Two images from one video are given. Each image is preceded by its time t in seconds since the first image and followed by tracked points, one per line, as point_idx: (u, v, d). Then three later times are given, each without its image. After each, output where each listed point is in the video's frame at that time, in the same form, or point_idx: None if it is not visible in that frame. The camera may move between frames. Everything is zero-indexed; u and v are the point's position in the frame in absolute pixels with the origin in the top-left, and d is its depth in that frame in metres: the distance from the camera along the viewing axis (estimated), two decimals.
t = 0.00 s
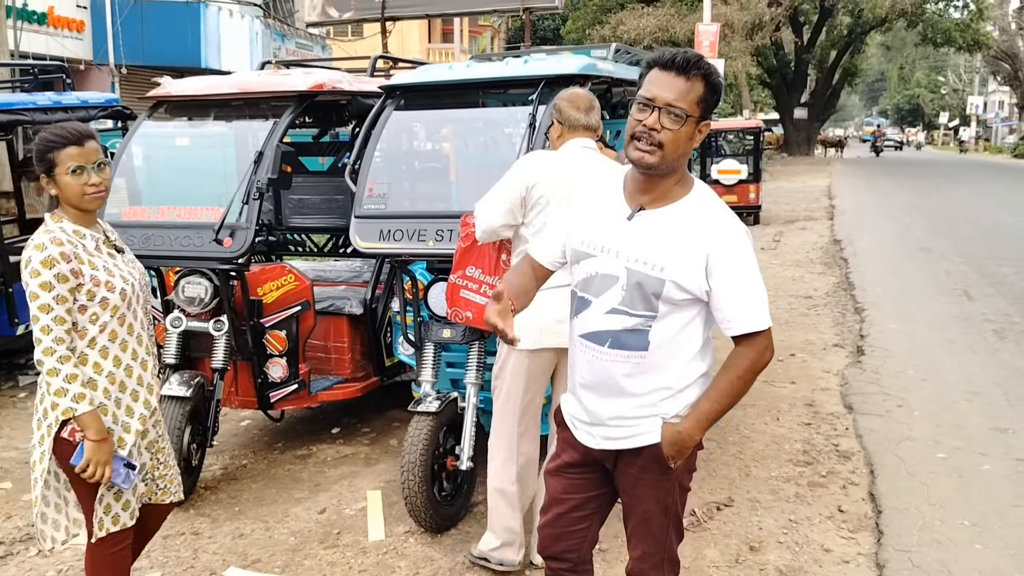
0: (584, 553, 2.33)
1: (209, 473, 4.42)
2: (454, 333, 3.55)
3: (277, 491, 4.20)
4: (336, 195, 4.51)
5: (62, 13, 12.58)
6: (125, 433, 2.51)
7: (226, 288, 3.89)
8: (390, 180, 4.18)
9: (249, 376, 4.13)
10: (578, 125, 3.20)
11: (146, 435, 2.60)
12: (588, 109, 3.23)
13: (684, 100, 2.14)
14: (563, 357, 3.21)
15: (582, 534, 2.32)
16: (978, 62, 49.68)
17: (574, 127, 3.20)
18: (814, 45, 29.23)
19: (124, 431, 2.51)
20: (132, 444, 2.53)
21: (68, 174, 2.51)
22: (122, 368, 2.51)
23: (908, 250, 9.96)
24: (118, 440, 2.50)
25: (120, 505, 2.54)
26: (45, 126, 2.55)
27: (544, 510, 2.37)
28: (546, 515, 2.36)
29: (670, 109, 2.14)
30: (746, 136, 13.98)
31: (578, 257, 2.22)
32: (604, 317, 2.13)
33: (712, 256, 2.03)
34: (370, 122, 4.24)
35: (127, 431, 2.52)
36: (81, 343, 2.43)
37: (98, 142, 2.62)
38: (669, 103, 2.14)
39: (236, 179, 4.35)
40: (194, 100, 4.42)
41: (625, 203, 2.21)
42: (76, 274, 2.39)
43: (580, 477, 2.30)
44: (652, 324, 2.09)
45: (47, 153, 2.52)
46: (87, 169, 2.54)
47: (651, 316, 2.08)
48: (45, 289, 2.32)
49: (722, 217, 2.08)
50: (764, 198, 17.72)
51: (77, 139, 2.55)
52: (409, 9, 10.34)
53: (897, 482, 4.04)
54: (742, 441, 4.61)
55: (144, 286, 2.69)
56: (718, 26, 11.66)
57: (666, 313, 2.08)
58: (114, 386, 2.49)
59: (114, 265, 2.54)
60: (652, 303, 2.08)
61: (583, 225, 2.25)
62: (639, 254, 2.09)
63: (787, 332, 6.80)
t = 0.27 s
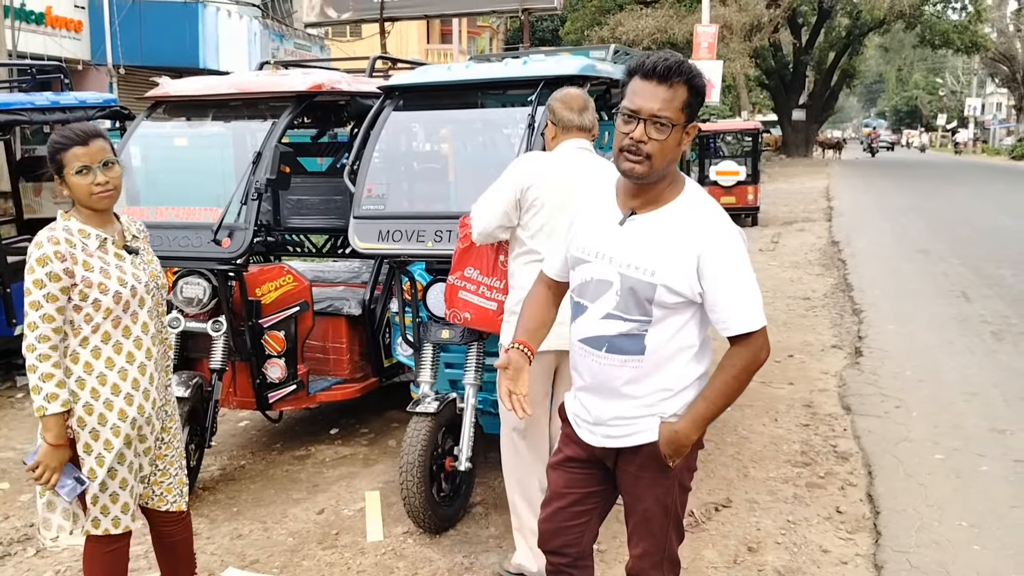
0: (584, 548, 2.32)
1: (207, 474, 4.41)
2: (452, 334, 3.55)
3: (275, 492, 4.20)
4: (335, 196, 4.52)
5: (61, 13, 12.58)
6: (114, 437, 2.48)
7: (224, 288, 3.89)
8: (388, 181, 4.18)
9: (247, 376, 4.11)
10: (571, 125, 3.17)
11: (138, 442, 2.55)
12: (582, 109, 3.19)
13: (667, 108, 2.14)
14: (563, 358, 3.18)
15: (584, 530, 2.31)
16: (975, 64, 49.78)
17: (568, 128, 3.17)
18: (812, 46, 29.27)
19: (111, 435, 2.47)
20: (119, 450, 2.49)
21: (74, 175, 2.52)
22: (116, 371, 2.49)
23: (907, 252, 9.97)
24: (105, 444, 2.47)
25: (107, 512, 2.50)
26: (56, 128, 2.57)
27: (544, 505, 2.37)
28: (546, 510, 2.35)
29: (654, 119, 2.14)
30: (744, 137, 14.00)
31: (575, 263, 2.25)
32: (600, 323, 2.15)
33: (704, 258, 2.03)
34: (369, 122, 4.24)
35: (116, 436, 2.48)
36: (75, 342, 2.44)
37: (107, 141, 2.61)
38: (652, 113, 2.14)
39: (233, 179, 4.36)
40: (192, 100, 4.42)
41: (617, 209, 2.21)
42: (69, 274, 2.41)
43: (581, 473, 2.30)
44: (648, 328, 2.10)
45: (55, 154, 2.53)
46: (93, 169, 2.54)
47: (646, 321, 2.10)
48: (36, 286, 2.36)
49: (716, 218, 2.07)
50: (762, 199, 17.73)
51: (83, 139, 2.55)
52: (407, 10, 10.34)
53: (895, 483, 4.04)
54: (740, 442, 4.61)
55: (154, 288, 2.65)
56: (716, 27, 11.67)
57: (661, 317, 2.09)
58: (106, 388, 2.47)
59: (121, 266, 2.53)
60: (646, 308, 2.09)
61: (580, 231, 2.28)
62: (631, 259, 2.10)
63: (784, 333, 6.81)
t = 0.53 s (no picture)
0: (590, 545, 2.32)
1: (206, 473, 4.41)
2: (452, 333, 3.54)
3: (275, 491, 4.20)
4: (334, 194, 4.51)
5: (60, 12, 12.56)
6: (110, 431, 2.47)
7: (224, 287, 3.89)
8: (388, 180, 4.18)
9: (247, 375, 4.09)
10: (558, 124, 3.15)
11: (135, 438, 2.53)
12: (569, 108, 3.16)
13: (627, 108, 2.14)
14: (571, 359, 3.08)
15: (589, 526, 2.31)
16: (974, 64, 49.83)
17: (556, 129, 3.15)
18: (810, 46, 29.30)
19: (104, 427, 2.46)
20: (114, 443, 2.48)
21: (92, 171, 2.56)
22: (118, 364, 2.49)
23: (905, 252, 9.98)
24: (102, 437, 2.46)
25: (100, 507, 2.49)
26: (72, 124, 2.61)
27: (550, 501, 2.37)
28: (552, 506, 2.35)
29: (615, 121, 2.14)
30: (744, 137, 14.01)
31: (576, 262, 2.25)
32: (600, 321, 2.16)
33: (700, 256, 2.02)
34: (368, 122, 4.24)
35: (112, 429, 2.47)
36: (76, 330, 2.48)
37: (124, 137, 2.66)
38: (612, 116, 2.15)
39: (233, 178, 4.37)
40: (192, 99, 4.41)
41: (616, 209, 2.22)
42: (73, 265, 2.46)
43: (585, 470, 2.30)
44: (647, 328, 2.10)
45: (74, 151, 2.58)
46: (110, 164, 2.57)
47: (645, 320, 2.10)
48: (35, 271, 2.43)
49: (713, 217, 2.06)
50: (761, 199, 17.74)
51: (101, 135, 2.59)
52: (406, 9, 10.34)
53: (894, 482, 4.05)
54: (740, 441, 4.61)
55: (167, 283, 2.63)
56: (715, 27, 11.68)
57: (659, 316, 2.09)
58: (105, 379, 2.47)
59: (130, 260, 2.53)
60: (644, 307, 2.09)
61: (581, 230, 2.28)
62: (629, 258, 2.10)
63: (784, 333, 6.81)
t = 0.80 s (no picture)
0: (592, 541, 2.32)
1: (207, 476, 4.41)
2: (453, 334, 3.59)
3: (276, 493, 4.20)
4: (335, 197, 4.47)
5: (62, 16, 12.58)
6: (106, 430, 2.47)
7: (225, 289, 3.90)
8: (389, 182, 4.19)
9: (248, 377, 4.11)
10: (541, 126, 3.04)
11: (133, 438, 2.53)
12: (554, 110, 3.05)
13: (599, 115, 2.15)
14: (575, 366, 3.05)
15: (588, 522, 2.31)
16: (973, 67, 49.91)
17: (543, 134, 3.06)
18: (810, 49, 29.36)
19: (103, 427, 2.47)
20: (110, 442, 2.48)
21: (108, 172, 2.58)
22: (119, 363, 2.50)
23: (906, 254, 9.99)
24: (98, 435, 2.47)
25: (94, 506, 2.49)
26: (89, 126, 2.64)
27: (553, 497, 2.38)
28: (553, 502, 2.35)
29: (588, 129, 2.16)
30: (743, 139, 14.03)
31: (579, 262, 2.26)
32: (598, 323, 2.17)
33: (693, 260, 2.00)
34: (369, 125, 4.24)
35: (108, 428, 2.47)
36: (84, 331, 2.51)
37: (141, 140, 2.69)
38: (586, 123, 2.16)
39: (235, 182, 4.35)
40: (194, 102, 4.43)
41: (616, 211, 2.22)
42: (82, 267, 2.50)
43: (587, 464, 2.31)
44: (643, 331, 2.11)
45: (89, 153, 2.59)
46: (127, 166, 2.60)
47: (641, 323, 2.10)
48: (50, 274, 2.49)
49: (709, 220, 2.04)
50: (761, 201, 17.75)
51: (118, 136, 2.62)
52: (407, 12, 10.37)
53: (897, 485, 4.05)
54: (741, 444, 4.62)
55: (174, 285, 2.64)
56: (715, 30, 11.70)
57: (655, 319, 2.09)
58: (105, 379, 2.48)
59: (134, 262, 2.54)
60: (639, 310, 2.09)
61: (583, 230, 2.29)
62: (625, 261, 2.10)
63: (784, 335, 6.82)
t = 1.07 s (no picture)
0: (626, 546, 2.38)
1: (216, 475, 4.43)
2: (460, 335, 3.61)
3: (284, 493, 4.22)
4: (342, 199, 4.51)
5: (71, 19, 12.69)
6: (123, 428, 2.49)
7: (234, 290, 3.93)
8: (396, 184, 4.22)
9: (256, 378, 4.13)
10: (537, 131, 3.06)
11: (149, 437, 2.54)
12: (547, 115, 3.05)
13: (626, 97, 2.15)
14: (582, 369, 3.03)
15: (616, 527, 2.37)
16: (986, 69, 49.61)
17: (539, 138, 3.07)
18: (820, 51, 29.26)
19: (121, 425, 2.49)
20: (127, 440, 2.50)
21: (126, 173, 2.59)
22: (135, 363, 2.51)
23: (917, 256, 9.94)
24: (115, 433, 2.49)
25: (113, 504, 2.51)
26: (104, 128, 2.65)
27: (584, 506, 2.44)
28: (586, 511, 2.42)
29: (614, 109, 2.15)
30: (752, 142, 13.99)
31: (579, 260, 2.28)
32: (596, 317, 2.19)
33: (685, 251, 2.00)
34: (376, 126, 4.25)
35: (125, 427, 2.49)
36: (100, 330, 2.53)
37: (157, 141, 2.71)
38: (612, 103, 2.16)
39: (243, 182, 4.39)
40: (202, 104, 4.46)
41: (614, 205, 2.24)
42: (97, 268, 2.51)
43: (602, 472, 2.35)
44: (638, 324, 2.11)
45: (106, 154, 2.61)
46: (144, 167, 2.62)
47: (635, 316, 2.11)
48: (66, 275, 2.50)
49: (700, 212, 2.04)
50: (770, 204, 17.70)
51: (134, 138, 2.64)
52: (413, 15, 10.41)
53: (906, 488, 4.04)
54: (749, 447, 4.60)
55: (187, 285, 2.65)
56: (723, 32, 11.68)
57: (649, 312, 2.10)
58: (122, 378, 2.50)
59: (150, 262, 2.55)
60: (633, 302, 2.10)
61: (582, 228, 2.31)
62: (620, 254, 2.11)
63: (792, 338, 6.80)
